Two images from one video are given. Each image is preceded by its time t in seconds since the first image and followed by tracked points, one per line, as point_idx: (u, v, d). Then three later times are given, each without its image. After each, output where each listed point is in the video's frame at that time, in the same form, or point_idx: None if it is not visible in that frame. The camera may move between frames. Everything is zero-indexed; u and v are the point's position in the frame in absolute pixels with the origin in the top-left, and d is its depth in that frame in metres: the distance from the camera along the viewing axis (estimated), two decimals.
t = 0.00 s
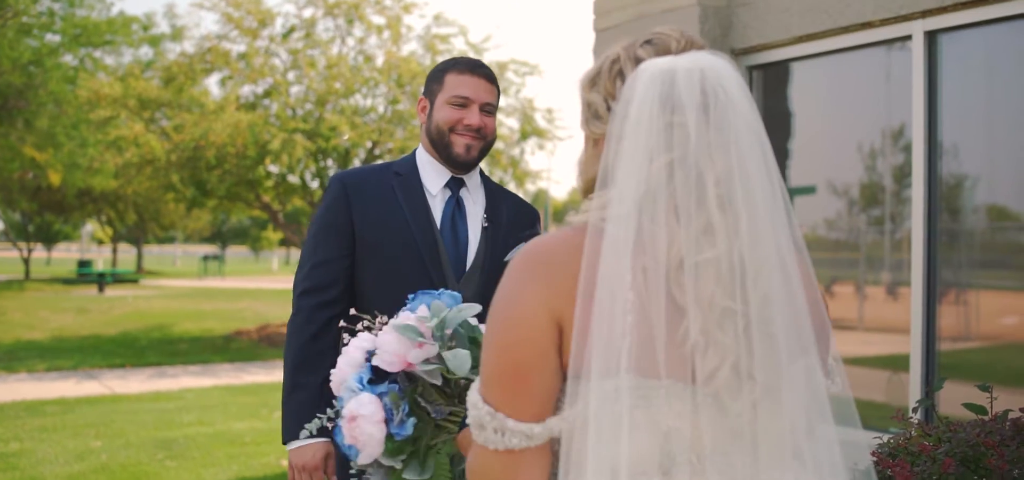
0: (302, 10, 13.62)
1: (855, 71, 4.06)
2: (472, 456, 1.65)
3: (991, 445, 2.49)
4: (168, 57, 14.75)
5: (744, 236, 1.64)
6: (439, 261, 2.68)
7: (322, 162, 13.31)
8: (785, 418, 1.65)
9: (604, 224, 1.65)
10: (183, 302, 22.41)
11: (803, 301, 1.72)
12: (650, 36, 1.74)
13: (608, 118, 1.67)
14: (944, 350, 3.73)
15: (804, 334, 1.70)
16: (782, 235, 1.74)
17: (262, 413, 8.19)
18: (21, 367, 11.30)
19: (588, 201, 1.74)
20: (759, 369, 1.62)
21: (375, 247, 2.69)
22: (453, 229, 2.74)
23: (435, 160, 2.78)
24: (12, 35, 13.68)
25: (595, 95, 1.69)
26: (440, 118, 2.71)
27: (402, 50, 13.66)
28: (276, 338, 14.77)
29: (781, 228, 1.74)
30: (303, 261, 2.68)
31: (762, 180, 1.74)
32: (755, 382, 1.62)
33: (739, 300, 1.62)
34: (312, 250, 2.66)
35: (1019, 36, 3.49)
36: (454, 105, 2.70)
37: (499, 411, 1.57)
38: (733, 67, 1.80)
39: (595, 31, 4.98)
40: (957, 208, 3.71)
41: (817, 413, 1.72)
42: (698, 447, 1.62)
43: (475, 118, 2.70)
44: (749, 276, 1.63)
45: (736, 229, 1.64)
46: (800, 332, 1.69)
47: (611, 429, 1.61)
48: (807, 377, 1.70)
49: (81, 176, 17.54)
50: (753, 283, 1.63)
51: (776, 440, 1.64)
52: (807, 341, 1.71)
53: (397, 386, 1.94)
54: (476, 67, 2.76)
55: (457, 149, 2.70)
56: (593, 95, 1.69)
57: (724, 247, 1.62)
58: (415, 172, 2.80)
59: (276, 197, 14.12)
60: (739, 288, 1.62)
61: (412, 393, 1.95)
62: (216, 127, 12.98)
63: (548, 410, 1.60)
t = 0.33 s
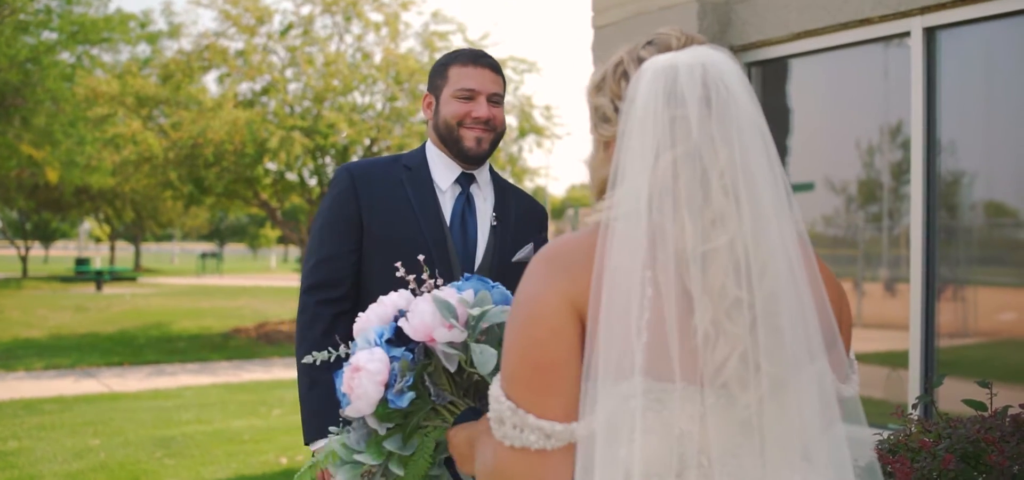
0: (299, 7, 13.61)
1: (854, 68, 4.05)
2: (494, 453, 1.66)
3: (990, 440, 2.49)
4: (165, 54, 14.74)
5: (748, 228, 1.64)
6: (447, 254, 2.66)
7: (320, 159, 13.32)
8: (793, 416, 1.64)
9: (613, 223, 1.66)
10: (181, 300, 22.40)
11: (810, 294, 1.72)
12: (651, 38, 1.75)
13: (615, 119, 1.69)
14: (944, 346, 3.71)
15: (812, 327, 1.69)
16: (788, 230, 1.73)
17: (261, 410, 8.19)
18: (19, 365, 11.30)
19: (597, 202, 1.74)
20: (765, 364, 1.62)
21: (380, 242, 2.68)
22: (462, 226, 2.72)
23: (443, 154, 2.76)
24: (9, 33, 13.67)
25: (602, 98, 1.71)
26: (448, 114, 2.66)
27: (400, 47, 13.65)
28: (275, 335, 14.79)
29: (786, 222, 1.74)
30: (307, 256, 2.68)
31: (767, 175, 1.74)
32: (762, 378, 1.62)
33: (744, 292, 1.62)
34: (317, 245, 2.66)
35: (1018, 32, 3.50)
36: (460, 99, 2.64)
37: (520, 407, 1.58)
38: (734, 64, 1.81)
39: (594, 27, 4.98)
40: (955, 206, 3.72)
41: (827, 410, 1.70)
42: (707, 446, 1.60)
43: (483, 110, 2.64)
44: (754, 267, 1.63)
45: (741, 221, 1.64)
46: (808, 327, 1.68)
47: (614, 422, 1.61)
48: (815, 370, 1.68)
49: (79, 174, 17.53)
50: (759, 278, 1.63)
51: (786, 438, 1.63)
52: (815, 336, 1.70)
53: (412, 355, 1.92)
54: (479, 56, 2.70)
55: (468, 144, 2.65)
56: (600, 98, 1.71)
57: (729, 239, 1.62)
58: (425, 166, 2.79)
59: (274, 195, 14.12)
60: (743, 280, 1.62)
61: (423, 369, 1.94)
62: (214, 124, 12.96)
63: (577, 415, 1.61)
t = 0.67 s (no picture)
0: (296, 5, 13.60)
1: (850, 66, 4.05)
2: (491, 450, 1.65)
3: (989, 437, 2.49)
4: (162, 52, 14.72)
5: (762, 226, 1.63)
6: (446, 251, 2.65)
7: (317, 157, 13.29)
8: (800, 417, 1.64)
9: (626, 217, 1.65)
10: (177, 299, 22.35)
11: (823, 294, 1.72)
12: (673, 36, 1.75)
13: (632, 115, 1.68)
14: (941, 344, 3.73)
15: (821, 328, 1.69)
16: (803, 226, 1.74)
17: (258, 410, 8.17)
18: (15, 364, 11.26)
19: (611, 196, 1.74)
20: (767, 364, 1.62)
21: (377, 242, 2.64)
22: (456, 219, 2.73)
23: (424, 150, 2.75)
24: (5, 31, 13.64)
25: (620, 94, 1.70)
26: (425, 111, 2.64)
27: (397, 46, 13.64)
28: (271, 334, 14.75)
29: (802, 221, 1.74)
30: (300, 266, 2.59)
31: (782, 172, 1.73)
32: (770, 377, 1.63)
33: (755, 291, 1.61)
34: (308, 255, 2.58)
35: (1014, 27, 3.48)
36: (435, 95, 2.63)
37: (514, 402, 1.59)
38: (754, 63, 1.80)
39: (591, 26, 4.99)
40: (950, 202, 3.71)
41: (830, 408, 1.72)
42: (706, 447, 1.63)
43: (460, 103, 2.63)
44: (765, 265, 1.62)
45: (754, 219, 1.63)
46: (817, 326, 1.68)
47: (623, 421, 1.62)
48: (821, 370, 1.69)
49: (74, 173, 17.50)
50: (773, 275, 1.63)
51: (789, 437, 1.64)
52: (824, 336, 1.70)
53: (402, 364, 1.92)
54: (445, 45, 2.67)
55: (451, 139, 2.65)
56: (618, 93, 1.71)
57: (744, 235, 1.61)
58: (410, 165, 2.76)
59: (270, 193, 14.09)
60: (755, 280, 1.61)
61: (417, 375, 1.94)
62: (210, 123, 12.95)
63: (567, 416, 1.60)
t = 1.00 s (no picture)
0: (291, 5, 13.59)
1: (845, 65, 4.05)
2: (464, 451, 1.67)
3: (985, 437, 2.48)
4: (156, 52, 14.71)
5: (742, 225, 1.63)
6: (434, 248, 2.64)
7: (312, 157, 13.28)
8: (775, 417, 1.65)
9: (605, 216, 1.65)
10: (172, 299, 22.32)
11: (803, 293, 1.73)
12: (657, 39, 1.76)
13: (612, 112, 1.68)
14: (937, 343, 3.72)
15: (799, 329, 1.70)
16: (784, 224, 1.74)
17: (253, 410, 8.16)
18: (9, 365, 11.25)
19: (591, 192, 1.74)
20: (746, 364, 1.61)
21: (360, 248, 2.63)
22: (442, 217, 2.74)
23: (400, 147, 2.74)
24: None
25: (601, 91, 1.70)
26: (397, 106, 2.62)
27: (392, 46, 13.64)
28: (266, 334, 14.74)
29: (783, 222, 1.74)
30: (281, 284, 2.57)
31: (763, 172, 1.73)
32: (747, 378, 1.62)
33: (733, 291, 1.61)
34: (291, 271, 2.56)
35: (1010, 26, 3.48)
36: (406, 88, 2.61)
37: (485, 401, 1.61)
38: (736, 63, 1.80)
39: (586, 26, 4.99)
40: (945, 202, 3.72)
41: (806, 406, 1.73)
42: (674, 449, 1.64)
43: (433, 95, 2.60)
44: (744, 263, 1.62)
45: (733, 219, 1.63)
46: (795, 328, 1.69)
47: (601, 420, 1.65)
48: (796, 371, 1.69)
49: (69, 173, 17.48)
50: (752, 272, 1.63)
51: (759, 440, 1.65)
52: (800, 337, 1.71)
53: (391, 357, 1.90)
54: (411, 36, 2.65)
55: (427, 132, 2.63)
56: (599, 90, 1.71)
57: (724, 233, 1.61)
58: (384, 165, 2.75)
59: (265, 193, 14.09)
60: (733, 281, 1.61)
61: (405, 368, 1.92)
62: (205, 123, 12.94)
63: (538, 416, 1.61)
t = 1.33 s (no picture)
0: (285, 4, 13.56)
1: (841, 65, 4.05)
2: (415, 443, 1.75)
3: (982, 437, 2.49)
4: (150, 51, 14.67)
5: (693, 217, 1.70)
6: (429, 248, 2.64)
7: (306, 156, 13.25)
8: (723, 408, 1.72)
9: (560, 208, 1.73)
10: (166, 299, 22.27)
11: (755, 285, 1.80)
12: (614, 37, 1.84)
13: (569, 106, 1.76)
14: (932, 343, 3.72)
15: (750, 320, 1.77)
16: (736, 218, 1.81)
17: (248, 410, 8.14)
18: (2, 365, 11.21)
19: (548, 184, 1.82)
20: (692, 357, 1.69)
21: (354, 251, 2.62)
22: (438, 218, 2.73)
23: (389, 149, 2.73)
24: None
25: (560, 87, 1.79)
26: (387, 107, 2.61)
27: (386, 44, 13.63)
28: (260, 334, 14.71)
29: (735, 216, 1.81)
30: (274, 295, 2.56)
31: (717, 166, 1.80)
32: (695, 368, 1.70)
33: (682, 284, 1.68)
34: (284, 282, 2.55)
35: (1007, 26, 3.48)
36: (398, 89, 2.60)
37: (432, 394, 1.69)
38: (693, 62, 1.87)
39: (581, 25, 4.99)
40: (939, 203, 3.71)
41: (761, 398, 1.80)
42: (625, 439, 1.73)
43: (425, 97, 2.60)
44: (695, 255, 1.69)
45: (684, 213, 1.70)
46: (748, 319, 1.77)
47: (557, 412, 1.73)
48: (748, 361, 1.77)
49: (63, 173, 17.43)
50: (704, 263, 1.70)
51: (704, 432, 1.72)
52: (751, 327, 1.78)
53: (357, 346, 1.93)
54: (404, 34, 2.63)
55: (419, 136, 2.63)
56: (560, 86, 1.80)
57: (674, 226, 1.68)
58: (376, 167, 2.75)
59: (259, 193, 14.07)
60: (683, 273, 1.68)
61: (369, 358, 1.94)
62: (199, 123, 12.90)
63: (483, 409, 1.69)
